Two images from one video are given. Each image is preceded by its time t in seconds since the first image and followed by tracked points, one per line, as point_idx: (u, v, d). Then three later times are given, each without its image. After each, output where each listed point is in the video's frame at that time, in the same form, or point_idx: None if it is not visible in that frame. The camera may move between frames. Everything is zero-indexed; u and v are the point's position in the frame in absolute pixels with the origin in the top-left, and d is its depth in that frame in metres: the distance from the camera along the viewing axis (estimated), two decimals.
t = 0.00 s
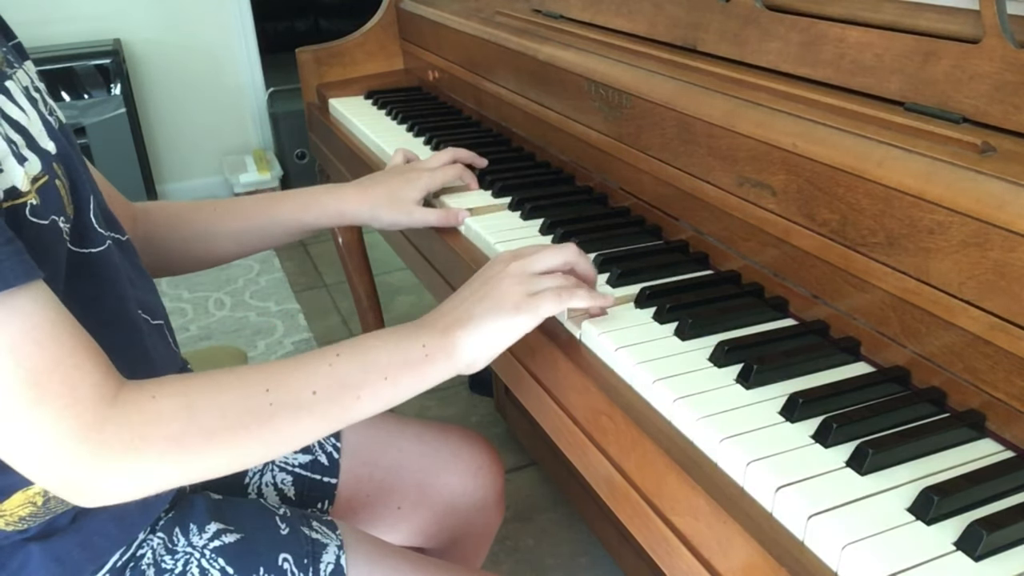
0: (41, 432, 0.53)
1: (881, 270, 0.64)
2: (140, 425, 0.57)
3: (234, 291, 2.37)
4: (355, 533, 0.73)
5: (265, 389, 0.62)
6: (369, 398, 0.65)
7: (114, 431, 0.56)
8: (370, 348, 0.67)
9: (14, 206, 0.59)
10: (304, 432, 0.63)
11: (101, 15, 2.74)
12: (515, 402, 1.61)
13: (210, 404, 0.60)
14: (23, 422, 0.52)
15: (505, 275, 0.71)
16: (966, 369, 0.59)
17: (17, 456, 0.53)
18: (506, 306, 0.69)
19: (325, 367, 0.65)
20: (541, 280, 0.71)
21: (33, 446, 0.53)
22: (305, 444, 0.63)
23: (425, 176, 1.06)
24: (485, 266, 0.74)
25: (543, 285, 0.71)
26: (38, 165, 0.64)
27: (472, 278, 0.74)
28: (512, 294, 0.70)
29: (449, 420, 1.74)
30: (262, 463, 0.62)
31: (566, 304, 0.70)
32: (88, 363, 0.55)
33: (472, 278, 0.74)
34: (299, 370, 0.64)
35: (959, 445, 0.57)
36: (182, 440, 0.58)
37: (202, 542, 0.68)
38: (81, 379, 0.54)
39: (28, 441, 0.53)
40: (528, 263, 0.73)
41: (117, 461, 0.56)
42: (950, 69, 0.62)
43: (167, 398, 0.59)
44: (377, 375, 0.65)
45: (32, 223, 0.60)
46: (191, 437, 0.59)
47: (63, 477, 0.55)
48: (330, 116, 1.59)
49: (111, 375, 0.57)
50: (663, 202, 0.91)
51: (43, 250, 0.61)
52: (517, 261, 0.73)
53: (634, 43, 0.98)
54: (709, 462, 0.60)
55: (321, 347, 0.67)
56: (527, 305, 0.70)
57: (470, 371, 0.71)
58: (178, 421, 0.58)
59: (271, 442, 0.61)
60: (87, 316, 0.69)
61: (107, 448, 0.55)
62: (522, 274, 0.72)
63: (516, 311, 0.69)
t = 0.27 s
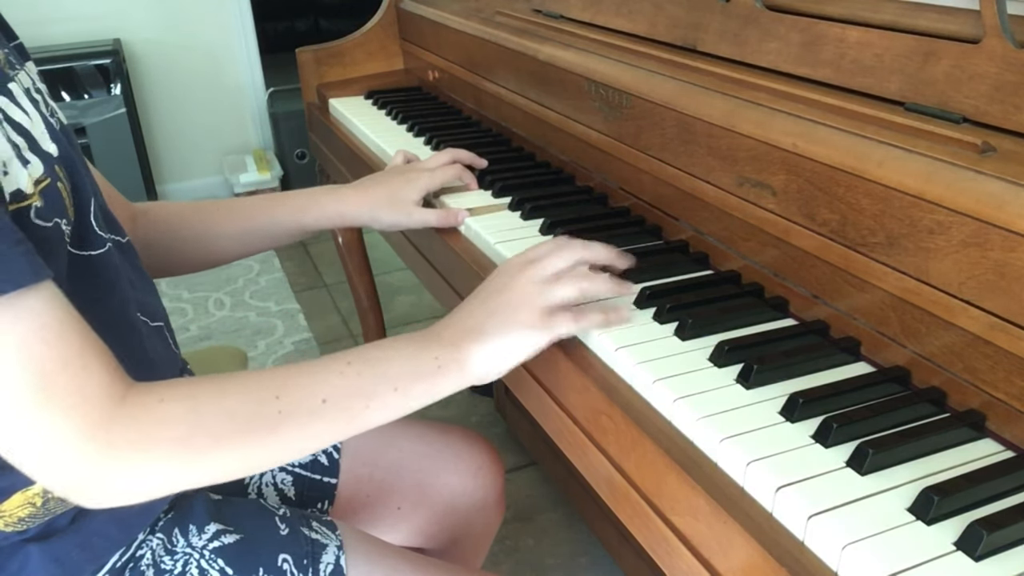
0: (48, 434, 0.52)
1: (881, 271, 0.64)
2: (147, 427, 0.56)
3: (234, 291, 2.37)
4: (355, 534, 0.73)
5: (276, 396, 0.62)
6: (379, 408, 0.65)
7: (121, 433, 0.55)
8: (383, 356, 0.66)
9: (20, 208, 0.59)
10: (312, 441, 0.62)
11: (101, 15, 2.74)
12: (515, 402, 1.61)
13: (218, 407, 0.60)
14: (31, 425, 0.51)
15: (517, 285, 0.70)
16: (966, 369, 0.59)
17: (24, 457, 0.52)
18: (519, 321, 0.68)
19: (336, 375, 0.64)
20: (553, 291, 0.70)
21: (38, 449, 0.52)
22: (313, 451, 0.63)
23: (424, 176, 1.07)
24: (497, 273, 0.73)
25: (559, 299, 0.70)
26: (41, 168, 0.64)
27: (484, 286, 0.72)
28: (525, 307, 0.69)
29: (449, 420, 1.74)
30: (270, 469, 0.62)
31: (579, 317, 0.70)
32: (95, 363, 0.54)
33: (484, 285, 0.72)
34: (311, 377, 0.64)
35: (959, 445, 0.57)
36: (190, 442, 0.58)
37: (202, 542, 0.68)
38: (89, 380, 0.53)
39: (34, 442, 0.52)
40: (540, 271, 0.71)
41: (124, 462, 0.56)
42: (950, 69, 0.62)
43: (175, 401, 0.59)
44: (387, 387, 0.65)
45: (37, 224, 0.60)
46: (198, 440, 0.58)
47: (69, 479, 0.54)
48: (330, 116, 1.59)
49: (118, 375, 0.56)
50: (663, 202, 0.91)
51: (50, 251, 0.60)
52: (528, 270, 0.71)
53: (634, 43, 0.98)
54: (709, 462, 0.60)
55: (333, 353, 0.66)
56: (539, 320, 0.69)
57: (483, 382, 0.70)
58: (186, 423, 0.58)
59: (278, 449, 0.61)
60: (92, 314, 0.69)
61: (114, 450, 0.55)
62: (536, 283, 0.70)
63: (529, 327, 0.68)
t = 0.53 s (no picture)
0: (49, 426, 0.52)
1: (881, 270, 0.64)
2: (150, 416, 0.56)
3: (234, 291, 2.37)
4: (356, 534, 0.73)
5: (280, 374, 0.61)
6: (387, 383, 0.64)
7: (124, 422, 0.55)
8: (392, 328, 0.65)
9: (15, 206, 0.59)
10: (321, 419, 0.62)
11: (101, 15, 2.74)
12: (515, 402, 1.61)
13: (223, 392, 0.59)
14: (28, 416, 0.52)
15: (547, 264, 0.70)
16: (967, 369, 0.59)
17: (25, 451, 0.53)
18: (543, 298, 0.69)
19: (342, 350, 0.63)
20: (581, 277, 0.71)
21: (40, 441, 0.53)
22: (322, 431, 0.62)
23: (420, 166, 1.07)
24: (524, 247, 0.73)
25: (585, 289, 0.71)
26: (37, 166, 0.64)
27: (509, 257, 0.72)
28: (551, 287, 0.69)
29: (449, 420, 1.74)
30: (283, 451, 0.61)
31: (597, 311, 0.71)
32: (94, 353, 0.54)
33: (509, 257, 0.72)
34: (315, 353, 0.63)
35: (959, 445, 0.57)
36: (196, 429, 0.58)
37: (201, 544, 0.68)
38: (86, 370, 0.53)
39: (35, 436, 0.52)
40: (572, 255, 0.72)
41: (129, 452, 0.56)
42: (950, 68, 0.62)
43: (177, 388, 0.58)
44: (397, 358, 0.64)
45: (32, 221, 0.60)
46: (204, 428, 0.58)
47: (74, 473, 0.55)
48: (330, 116, 1.59)
49: (119, 366, 0.56)
50: (663, 202, 0.91)
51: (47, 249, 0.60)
52: (561, 249, 0.72)
53: (634, 43, 0.98)
54: (709, 462, 0.60)
55: (338, 328, 0.65)
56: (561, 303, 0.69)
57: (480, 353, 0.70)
58: (190, 411, 0.58)
59: (287, 430, 0.60)
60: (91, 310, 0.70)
61: (117, 440, 0.55)
62: (565, 266, 0.71)
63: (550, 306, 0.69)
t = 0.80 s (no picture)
0: (78, 413, 0.53)
1: (882, 270, 0.64)
2: (181, 401, 0.57)
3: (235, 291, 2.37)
4: (356, 533, 0.73)
5: (309, 360, 0.61)
6: (416, 369, 0.64)
7: (155, 408, 0.56)
8: (419, 316, 0.65)
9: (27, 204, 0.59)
10: (351, 405, 0.62)
11: (101, 15, 2.74)
12: (515, 402, 1.61)
13: (252, 379, 0.59)
14: (58, 402, 0.52)
15: (565, 253, 0.71)
16: (966, 369, 0.59)
17: (55, 438, 0.53)
18: (565, 284, 0.69)
19: (370, 338, 0.63)
20: (601, 264, 0.71)
21: (69, 428, 0.53)
22: (353, 417, 0.62)
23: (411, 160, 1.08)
24: (542, 239, 0.73)
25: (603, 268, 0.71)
26: (46, 165, 0.64)
27: (528, 250, 0.73)
28: (574, 274, 0.70)
29: (449, 420, 1.74)
30: (313, 437, 0.62)
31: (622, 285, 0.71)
32: (120, 341, 0.54)
33: (528, 249, 0.73)
34: (343, 341, 0.63)
35: (960, 444, 0.57)
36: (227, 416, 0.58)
37: (203, 542, 0.68)
38: (116, 356, 0.54)
39: (63, 424, 0.53)
40: (589, 243, 0.72)
41: (162, 437, 0.56)
42: (950, 69, 0.62)
43: (208, 373, 0.59)
44: (424, 347, 0.64)
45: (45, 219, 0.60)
46: (235, 413, 0.58)
47: (105, 459, 0.55)
48: (330, 116, 1.59)
49: (146, 353, 0.57)
50: (663, 202, 0.91)
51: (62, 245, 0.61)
52: (577, 238, 0.72)
53: (634, 43, 0.98)
54: (709, 462, 0.60)
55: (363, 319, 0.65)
56: (584, 288, 0.69)
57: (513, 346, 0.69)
58: (220, 396, 0.58)
59: (320, 414, 0.61)
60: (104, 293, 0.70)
61: (149, 425, 0.55)
62: (582, 251, 0.71)
63: (573, 291, 0.69)
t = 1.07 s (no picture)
0: (79, 405, 0.53)
1: (881, 270, 0.64)
2: (183, 393, 0.57)
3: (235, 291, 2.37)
4: (356, 534, 0.73)
5: (310, 350, 0.61)
6: (418, 358, 0.64)
7: (157, 401, 0.56)
8: (421, 305, 0.66)
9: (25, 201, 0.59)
10: (354, 394, 0.62)
11: (100, 16, 2.74)
12: (515, 402, 1.61)
13: (254, 370, 0.59)
14: (60, 396, 0.52)
15: (575, 245, 0.71)
16: (966, 370, 0.59)
17: (58, 431, 0.53)
18: (572, 275, 0.69)
19: (371, 327, 0.63)
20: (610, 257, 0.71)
21: (72, 421, 0.53)
22: (356, 407, 0.62)
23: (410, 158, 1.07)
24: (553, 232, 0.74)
25: (609, 266, 0.71)
26: (45, 164, 0.64)
27: (538, 241, 0.73)
28: (581, 265, 0.70)
29: (449, 420, 1.74)
30: (317, 427, 0.62)
31: (626, 286, 0.70)
32: (121, 334, 0.54)
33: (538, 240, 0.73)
34: (345, 330, 0.63)
35: (960, 445, 0.57)
36: (229, 408, 0.58)
37: (203, 542, 0.68)
38: (118, 351, 0.54)
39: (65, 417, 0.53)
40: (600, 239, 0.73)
41: (164, 429, 0.56)
42: (950, 69, 0.62)
43: (209, 365, 0.59)
44: (426, 334, 0.64)
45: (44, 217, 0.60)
46: (238, 405, 0.58)
47: (109, 451, 0.55)
48: (330, 116, 1.59)
49: (147, 347, 0.57)
50: (663, 202, 0.91)
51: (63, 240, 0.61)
52: (589, 234, 0.73)
53: (634, 43, 0.98)
54: (709, 461, 0.60)
55: (365, 307, 0.65)
56: (590, 279, 0.69)
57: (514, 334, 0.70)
58: (222, 388, 0.58)
59: (323, 404, 0.61)
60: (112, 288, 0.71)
61: (151, 417, 0.55)
62: (592, 246, 0.72)
63: (579, 280, 0.69)
